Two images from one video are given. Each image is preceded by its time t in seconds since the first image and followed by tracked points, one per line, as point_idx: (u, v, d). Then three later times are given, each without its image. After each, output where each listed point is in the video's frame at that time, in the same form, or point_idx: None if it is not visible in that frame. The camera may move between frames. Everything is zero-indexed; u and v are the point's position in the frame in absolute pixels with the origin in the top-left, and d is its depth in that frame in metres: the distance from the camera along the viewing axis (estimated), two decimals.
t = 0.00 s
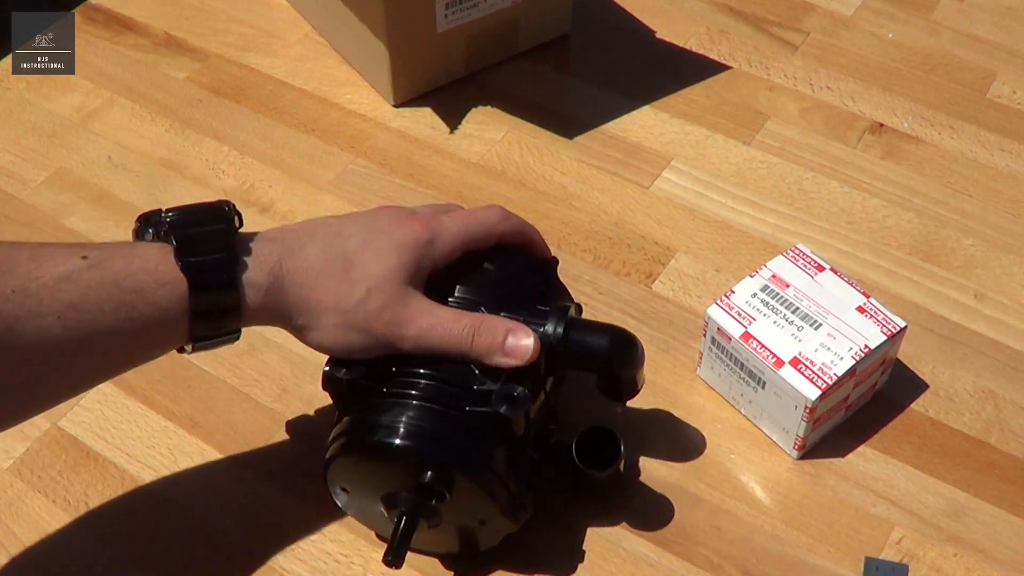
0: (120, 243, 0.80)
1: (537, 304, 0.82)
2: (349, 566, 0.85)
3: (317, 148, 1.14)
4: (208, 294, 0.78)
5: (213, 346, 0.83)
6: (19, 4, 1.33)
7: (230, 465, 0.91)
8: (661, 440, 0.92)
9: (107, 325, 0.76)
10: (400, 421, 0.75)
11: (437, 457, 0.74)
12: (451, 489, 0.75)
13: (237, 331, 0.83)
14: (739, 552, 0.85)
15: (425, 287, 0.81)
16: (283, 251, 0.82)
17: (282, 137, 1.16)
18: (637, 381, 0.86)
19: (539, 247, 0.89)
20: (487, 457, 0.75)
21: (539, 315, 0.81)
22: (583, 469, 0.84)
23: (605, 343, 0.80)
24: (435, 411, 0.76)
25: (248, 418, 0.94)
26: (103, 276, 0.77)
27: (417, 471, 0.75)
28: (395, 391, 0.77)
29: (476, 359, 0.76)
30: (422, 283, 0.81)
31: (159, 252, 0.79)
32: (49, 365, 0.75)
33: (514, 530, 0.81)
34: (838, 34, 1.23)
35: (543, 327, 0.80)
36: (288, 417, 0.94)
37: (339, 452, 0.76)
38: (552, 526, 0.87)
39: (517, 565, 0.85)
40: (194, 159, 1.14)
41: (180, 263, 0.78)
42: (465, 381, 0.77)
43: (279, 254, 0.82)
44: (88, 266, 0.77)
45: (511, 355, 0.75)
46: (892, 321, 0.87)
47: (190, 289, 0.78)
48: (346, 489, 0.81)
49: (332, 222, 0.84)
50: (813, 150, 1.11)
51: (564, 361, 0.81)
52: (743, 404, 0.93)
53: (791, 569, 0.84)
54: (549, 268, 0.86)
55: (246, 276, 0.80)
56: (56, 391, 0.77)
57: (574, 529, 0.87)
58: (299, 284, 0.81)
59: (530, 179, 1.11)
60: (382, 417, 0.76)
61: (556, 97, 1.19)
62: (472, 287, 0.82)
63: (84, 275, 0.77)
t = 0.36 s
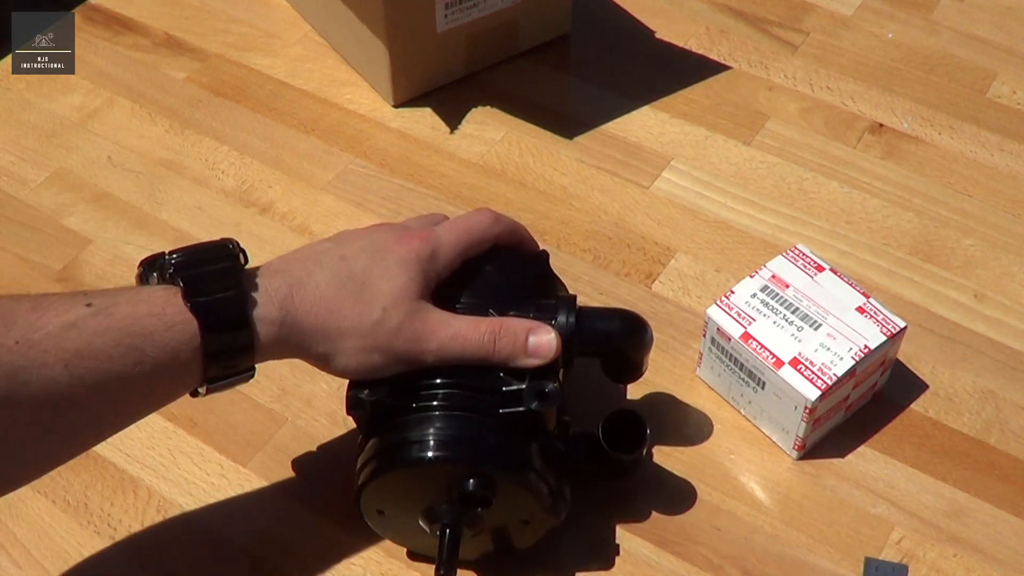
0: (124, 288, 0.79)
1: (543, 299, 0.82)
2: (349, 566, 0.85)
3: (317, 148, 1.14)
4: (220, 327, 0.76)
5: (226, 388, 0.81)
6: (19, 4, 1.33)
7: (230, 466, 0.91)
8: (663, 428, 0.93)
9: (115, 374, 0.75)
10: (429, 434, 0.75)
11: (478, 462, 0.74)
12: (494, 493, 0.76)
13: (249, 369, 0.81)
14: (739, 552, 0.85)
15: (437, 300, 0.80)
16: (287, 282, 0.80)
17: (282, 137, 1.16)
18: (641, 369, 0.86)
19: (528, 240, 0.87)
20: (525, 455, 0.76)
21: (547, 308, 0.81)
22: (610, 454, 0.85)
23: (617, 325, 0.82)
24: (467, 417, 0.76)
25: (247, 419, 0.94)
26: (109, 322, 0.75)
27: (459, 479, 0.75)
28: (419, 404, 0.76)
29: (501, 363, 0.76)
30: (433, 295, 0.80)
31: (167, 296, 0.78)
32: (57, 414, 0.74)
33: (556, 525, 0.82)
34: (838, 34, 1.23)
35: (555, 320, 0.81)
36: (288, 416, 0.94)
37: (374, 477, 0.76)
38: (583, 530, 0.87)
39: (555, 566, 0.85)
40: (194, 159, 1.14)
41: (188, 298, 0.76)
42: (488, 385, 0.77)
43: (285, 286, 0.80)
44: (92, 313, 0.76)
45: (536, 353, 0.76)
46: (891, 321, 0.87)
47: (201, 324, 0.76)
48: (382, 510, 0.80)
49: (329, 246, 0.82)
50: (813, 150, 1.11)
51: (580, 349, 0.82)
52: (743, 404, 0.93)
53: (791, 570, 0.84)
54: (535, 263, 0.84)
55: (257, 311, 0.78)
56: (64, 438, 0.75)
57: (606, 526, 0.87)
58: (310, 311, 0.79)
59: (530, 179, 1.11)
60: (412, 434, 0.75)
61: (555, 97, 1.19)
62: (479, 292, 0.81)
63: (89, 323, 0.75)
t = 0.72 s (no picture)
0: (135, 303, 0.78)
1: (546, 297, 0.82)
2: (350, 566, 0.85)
3: (317, 148, 1.14)
4: (236, 340, 0.75)
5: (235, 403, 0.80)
6: (19, 4, 1.33)
7: (230, 466, 0.91)
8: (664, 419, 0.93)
9: (127, 389, 0.73)
10: (447, 438, 0.74)
11: (501, 460, 0.74)
12: (518, 492, 0.76)
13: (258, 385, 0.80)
14: (739, 553, 0.85)
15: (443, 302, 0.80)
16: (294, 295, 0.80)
17: (282, 137, 1.16)
18: (641, 359, 0.86)
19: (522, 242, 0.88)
20: (545, 450, 0.76)
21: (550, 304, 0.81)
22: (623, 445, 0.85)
23: (622, 315, 0.83)
24: (482, 417, 0.75)
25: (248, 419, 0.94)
26: (120, 338, 0.74)
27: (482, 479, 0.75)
28: (433, 409, 0.76)
29: (513, 358, 0.77)
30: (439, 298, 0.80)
31: (177, 310, 0.77)
32: (68, 431, 0.72)
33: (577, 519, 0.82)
34: (838, 34, 1.23)
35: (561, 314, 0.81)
36: (288, 416, 0.94)
37: (394, 488, 0.75)
38: (598, 531, 0.87)
39: (577, 565, 0.85)
40: (194, 159, 1.14)
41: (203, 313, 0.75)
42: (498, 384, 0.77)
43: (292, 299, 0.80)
44: (102, 329, 0.74)
45: (547, 344, 0.77)
46: (891, 321, 0.87)
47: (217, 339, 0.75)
48: (403, 519, 0.79)
49: (329, 256, 0.83)
50: (812, 150, 1.11)
51: (587, 341, 0.82)
52: (743, 404, 0.93)
53: (791, 570, 0.84)
54: (533, 260, 0.86)
55: (270, 325, 0.78)
56: (77, 457, 0.74)
57: (622, 521, 0.87)
58: (320, 323, 0.79)
59: (531, 179, 1.11)
60: (429, 441, 0.75)
61: (555, 97, 1.19)
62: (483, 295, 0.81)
63: (100, 338, 0.74)
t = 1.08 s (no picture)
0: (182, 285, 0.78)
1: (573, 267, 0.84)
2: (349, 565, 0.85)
3: (317, 149, 1.14)
4: (283, 321, 0.76)
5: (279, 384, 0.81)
6: (19, 4, 1.33)
7: (230, 466, 0.91)
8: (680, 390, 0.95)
9: (175, 368, 0.74)
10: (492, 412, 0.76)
11: (549, 426, 0.75)
12: (567, 457, 0.77)
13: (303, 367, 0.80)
14: (739, 553, 0.85)
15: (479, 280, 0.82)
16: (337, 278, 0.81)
17: (282, 137, 1.16)
18: (662, 323, 0.88)
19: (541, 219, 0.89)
20: (588, 415, 0.78)
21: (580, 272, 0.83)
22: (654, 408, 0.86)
23: (647, 281, 0.84)
24: (524, 388, 0.77)
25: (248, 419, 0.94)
26: (169, 318, 0.74)
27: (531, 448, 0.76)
28: (476, 384, 0.78)
29: (551, 328, 0.78)
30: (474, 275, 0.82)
31: (226, 291, 0.77)
32: (113, 410, 0.72)
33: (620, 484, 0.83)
34: (838, 34, 1.23)
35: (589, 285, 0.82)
36: (288, 416, 0.94)
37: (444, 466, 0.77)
38: (639, 504, 0.88)
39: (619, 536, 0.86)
40: (194, 159, 1.14)
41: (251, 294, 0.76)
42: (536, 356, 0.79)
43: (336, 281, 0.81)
44: (152, 309, 0.74)
45: (584, 311, 0.78)
46: (891, 321, 0.87)
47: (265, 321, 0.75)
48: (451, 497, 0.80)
49: (366, 242, 0.84)
50: (812, 150, 1.11)
51: (617, 308, 0.83)
52: (743, 404, 0.93)
53: (791, 570, 0.84)
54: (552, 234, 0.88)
55: (319, 307, 0.79)
56: (124, 434, 0.74)
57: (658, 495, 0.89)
58: (363, 305, 0.80)
59: (530, 179, 1.11)
60: (477, 416, 0.76)
61: (555, 97, 1.19)
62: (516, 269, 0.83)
63: (150, 317, 0.74)
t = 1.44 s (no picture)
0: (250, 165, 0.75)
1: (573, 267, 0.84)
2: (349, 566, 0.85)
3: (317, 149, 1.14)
4: (368, 203, 0.73)
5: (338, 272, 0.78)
6: (19, 4, 1.33)
7: (230, 466, 0.91)
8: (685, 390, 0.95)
9: (256, 254, 0.71)
10: (492, 413, 0.76)
11: (550, 426, 0.75)
12: (567, 457, 0.77)
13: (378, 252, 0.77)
14: (739, 553, 0.85)
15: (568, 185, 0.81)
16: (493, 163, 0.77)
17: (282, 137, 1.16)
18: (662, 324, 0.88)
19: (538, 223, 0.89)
20: (589, 414, 0.78)
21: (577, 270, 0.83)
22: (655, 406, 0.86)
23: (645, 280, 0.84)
24: (525, 390, 0.77)
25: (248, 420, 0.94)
26: (331, 214, 0.73)
27: (532, 448, 0.76)
28: (476, 384, 0.78)
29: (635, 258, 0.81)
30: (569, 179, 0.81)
31: (309, 175, 0.74)
32: (185, 298, 0.69)
33: (620, 484, 0.83)
34: (838, 34, 1.23)
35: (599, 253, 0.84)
36: (288, 416, 0.94)
37: (444, 466, 0.76)
38: (640, 504, 0.88)
39: (616, 536, 0.86)
40: (194, 159, 1.14)
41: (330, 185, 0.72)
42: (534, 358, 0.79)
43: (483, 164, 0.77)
44: (232, 191, 0.71)
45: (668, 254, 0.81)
46: (892, 321, 0.87)
47: (345, 205, 0.72)
48: (452, 498, 0.80)
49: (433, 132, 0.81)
50: (812, 150, 1.11)
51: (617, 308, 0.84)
52: (743, 405, 0.92)
53: (791, 569, 0.84)
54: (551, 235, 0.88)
55: (405, 196, 0.75)
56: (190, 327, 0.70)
57: (660, 495, 0.89)
58: (452, 191, 0.77)
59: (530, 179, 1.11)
60: (478, 416, 0.76)
61: (556, 96, 1.19)
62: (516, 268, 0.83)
63: (230, 202, 0.70)
